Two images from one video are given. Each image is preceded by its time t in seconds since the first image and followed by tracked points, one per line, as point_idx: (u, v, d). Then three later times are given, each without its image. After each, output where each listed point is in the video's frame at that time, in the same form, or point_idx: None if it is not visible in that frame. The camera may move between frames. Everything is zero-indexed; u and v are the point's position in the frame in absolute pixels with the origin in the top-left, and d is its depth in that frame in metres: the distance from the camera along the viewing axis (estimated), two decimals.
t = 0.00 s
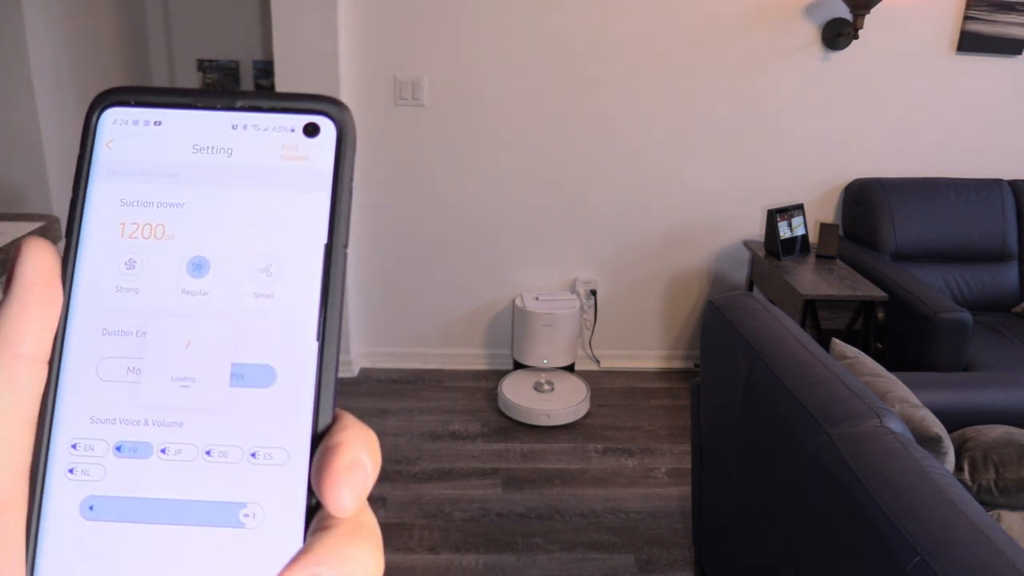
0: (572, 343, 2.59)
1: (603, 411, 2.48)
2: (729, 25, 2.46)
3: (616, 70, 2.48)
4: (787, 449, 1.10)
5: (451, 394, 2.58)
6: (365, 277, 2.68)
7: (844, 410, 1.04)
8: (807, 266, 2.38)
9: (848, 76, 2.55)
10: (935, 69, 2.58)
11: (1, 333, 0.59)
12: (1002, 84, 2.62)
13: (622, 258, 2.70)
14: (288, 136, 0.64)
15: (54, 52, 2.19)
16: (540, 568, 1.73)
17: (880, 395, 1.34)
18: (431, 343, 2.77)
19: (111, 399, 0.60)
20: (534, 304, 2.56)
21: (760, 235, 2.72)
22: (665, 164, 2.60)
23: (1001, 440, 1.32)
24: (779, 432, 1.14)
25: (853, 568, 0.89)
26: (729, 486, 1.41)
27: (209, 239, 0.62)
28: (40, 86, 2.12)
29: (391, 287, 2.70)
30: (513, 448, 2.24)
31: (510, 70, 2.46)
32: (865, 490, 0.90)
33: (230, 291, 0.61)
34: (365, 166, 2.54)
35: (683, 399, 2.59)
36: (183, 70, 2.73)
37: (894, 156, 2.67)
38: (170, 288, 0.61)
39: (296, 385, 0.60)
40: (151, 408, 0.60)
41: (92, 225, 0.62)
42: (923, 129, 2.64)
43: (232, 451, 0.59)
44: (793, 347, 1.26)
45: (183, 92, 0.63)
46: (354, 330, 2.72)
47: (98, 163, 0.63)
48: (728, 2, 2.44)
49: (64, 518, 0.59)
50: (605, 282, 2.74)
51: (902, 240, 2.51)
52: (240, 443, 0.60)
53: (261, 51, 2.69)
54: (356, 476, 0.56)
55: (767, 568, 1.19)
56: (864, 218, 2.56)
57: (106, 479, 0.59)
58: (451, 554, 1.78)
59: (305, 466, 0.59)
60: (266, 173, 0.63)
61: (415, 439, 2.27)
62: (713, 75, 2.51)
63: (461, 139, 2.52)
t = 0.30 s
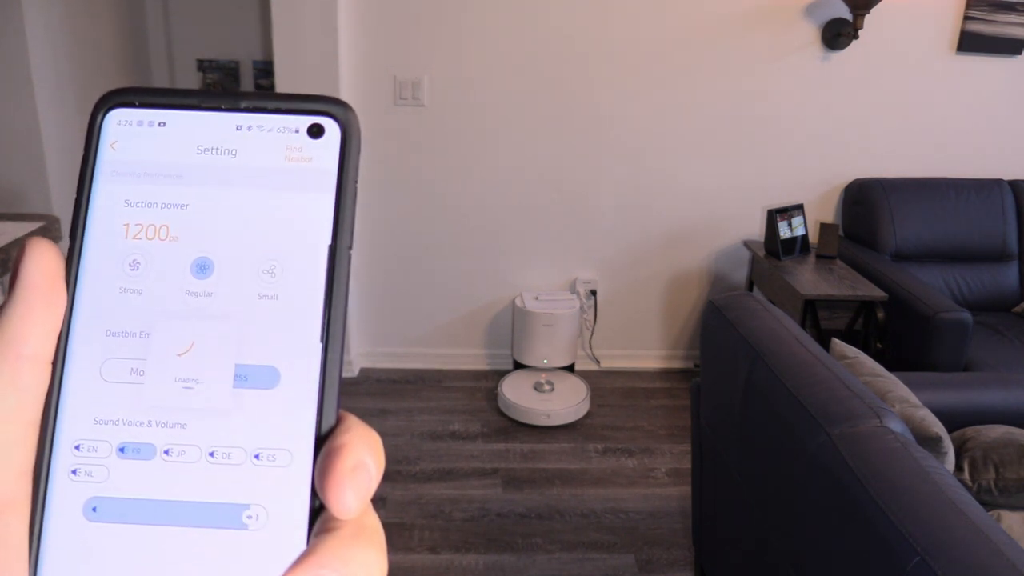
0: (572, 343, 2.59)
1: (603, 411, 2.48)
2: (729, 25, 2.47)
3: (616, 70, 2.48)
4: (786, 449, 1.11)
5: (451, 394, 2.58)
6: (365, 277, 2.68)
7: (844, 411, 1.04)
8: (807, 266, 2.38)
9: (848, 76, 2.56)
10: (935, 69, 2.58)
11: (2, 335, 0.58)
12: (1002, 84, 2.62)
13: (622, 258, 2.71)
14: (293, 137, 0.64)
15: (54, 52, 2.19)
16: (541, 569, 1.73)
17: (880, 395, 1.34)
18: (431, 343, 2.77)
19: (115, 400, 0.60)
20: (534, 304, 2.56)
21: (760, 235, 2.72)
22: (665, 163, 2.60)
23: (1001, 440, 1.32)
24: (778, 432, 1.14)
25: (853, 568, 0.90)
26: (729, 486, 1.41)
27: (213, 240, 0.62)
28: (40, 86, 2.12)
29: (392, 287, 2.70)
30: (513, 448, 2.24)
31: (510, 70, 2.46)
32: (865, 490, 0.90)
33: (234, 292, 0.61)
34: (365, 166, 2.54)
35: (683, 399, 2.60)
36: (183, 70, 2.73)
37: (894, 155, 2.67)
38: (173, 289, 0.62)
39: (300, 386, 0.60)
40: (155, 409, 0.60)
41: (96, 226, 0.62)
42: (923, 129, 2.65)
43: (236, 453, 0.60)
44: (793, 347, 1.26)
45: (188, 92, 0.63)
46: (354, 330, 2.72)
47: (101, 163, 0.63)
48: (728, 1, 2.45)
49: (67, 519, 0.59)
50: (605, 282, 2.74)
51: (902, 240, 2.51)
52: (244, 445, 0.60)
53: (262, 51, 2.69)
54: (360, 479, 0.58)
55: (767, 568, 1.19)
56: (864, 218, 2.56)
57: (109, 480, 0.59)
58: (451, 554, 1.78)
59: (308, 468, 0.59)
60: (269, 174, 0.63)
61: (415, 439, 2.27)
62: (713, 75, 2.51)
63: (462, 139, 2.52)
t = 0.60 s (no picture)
0: (572, 343, 2.59)
1: (603, 411, 2.48)
2: (729, 25, 2.46)
3: (616, 70, 2.48)
4: (786, 448, 1.11)
5: (451, 394, 2.58)
6: (365, 277, 2.68)
7: (844, 410, 1.04)
8: (807, 266, 2.38)
9: (847, 76, 2.55)
10: (935, 69, 2.58)
11: None
12: (1002, 84, 2.62)
13: (622, 257, 2.70)
14: (264, 118, 0.64)
15: (53, 51, 2.19)
16: (540, 569, 1.73)
17: (880, 395, 1.34)
18: (431, 343, 2.77)
19: (83, 380, 0.60)
20: (534, 304, 2.56)
21: (760, 235, 2.72)
22: (665, 163, 2.60)
23: (1001, 440, 1.32)
24: (779, 431, 1.14)
25: (854, 568, 0.89)
26: (729, 486, 1.41)
27: (184, 220, 0.62)
28: (39, 86, 2.13)
29: (392, 287, 2.70)
30: (513, 448, 2.24)
31: (510, 70, 2.46)
32: (865, 490, 0.90)
33: (204, 273, 0.61)
34: (364, 166, 2.54)
35: (683, 399, 2.59)
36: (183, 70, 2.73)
37: (894, 155, 2.67)
38: (142, 268, 0.61)
39: (270, 366, 0.61)
40: (122, 390, 0.60)
41: (66, 206, 0.62)
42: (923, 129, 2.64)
43: (204, 434, 0.60)
44: (793, 347, 1.26)
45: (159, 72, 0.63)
46: (354, 330, 2.72)
47: (72, 142, 0.63)
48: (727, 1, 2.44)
49: (34, 500, 0.59)
50: (605, 282, 2.74)
51: (902, 240, 2.51)
52: (212, 425, 0.60)
53: (261, 51, 2.68)
54: (333, 458, 0.57)
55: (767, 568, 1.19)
56: (864, 218, 2.56)
57: (75, 462, 0.59)
58: (451, 554, 1.78)
59: (277, 450, 0.60)
60: (241, 155, 0.64)
61: (415, 439, 2.27)
62: (712, 75, 2.51)
63: (461, 138, 2.52)
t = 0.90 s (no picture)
0: (572, 343, 2.59)
1: (602, 411, 2.48)
2: (729, 25, 2.47)
3: (616, 70, 2.48)
4: (786, 447, 1.11)
5: (451, 394, 2.58)
6: (365, 277, 2.68)
7: (844, 411, 1.04)
8: (807, 266, 2.38)
9: (847, 76, 2.55)
10: (935, 69, 2.58)
11: None
12: (1002, 84, 2.62)
13: (622, 257, 2.71)
14: (264, 101, 0.64)
15: (53, 50, 2.19)
16: (540, 569, 1.73)
17: (880, 395, 1.34)
18: (431, 343, 2.77)
19: (85, 360, 0.60)
20: (534, 304, 2.56)
21: (760, 235, 2.72)
22: (665, 163, 2.60)
23: (1001, 440, 1.32)
24: (779, 432, 1.14)
25: (854, 567, 0.89)
26: (729, 485, 1.41)
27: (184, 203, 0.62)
28: (40, 86, 2.13)
29: (392, 287, 2.70)
30: (513, 448, 2.24)
31: (510, 70, 2.46)
32: (865, 490, 0.90)
33: (204, 255, 0.62)
34: (364, 165, 2.54)
35: (683, 399, 2.60)
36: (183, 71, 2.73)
37: (894, 155, 2.67)
38: (143, 250, 0.62)
39: (270, 347, 0.61)
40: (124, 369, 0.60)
41: (68, 188, 0.62)
42: (923, 130, 2.64)
43: (205, 412, 0.60)
44: (793, 347, 1.26)
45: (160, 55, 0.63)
46: (354, 330, 2.72)
47: (73, 126, 0.63)
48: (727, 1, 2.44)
49: (37, 478, 0.59)
50: (605, 282, 2.74)
51: (902, 240, 2.51)
52: (213, 404, 0.60)
53: (262, 52, 2.69)
54: (334, 435, 0.56)
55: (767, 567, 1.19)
56: (864, 218, 2.56)
57: (78, 440, 0.60)
58: (451, 554, 1.78)
59: (277, 429, 0.60)
60: (240, 137, 0.64)
61: (415, 439, 2.27)
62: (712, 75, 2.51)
63: (461, 139, 2.52)
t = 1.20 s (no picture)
0: (572, 343, 2.59)
1: (602, 411, 2.48)
2: (729, 25, 2.47)
3: (616, 70, 2.48)
4: (787, 448, 1.11)
5: (451, 394, 2.58)
6: (365, 277, 2.68)
7: (844, 411, 1.04)
8: (807, 266, 2.38)
9: (847, 76, 2.55)
10: (935, 69, 2.58)
11: None
12: (1002, 84, 2.62)
13: (622, 257, 2.71)
14: (265, 97, 0.65)
15: (53, 51, 2.19)
16: (540, 569, 1.73)
17: (880, 395, 1.34)
18: (431, 343, 2.77)
19: (89, 354, 0.60)
20: (534, 304, 2.56)
21: (760, 235, 2.72)
22: (665, 163, 2.60)
23: (1001, 440, 1.32)
24: (779, 432, 1.14)
25: (854, 567, 0.89)
26: (729, 485, 1.41)
27: (188, 197, 0.62)
28: (40, 86, 2.13)
29: (392, 287, 2.70)
30: (513, 448, 2.24)
31: (510, 70, 2.46)
32: (865, 490, 0.90)
33: (207, 249, 0.62)
34: (365, 165, 2.54)
35: (683, 399, 2.59)
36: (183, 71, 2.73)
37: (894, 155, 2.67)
38: (147, 245, 0.62)
39: (272, 341, 0.61)
40: (129, 362, 0.60)
41: (70, 182, 0.62)
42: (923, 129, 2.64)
43: (209, 405, 0.60)
44: (793, 347, 1.26)
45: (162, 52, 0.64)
46: (354, 330, 2.72)
47: (75, 120, 0.63)
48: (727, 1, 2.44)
49: (42, 472, 0.58)
50: (605, 282, 2.74)
51: (902, 240, 2.51)
52: (217, 397, 0.60)
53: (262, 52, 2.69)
54: (337, 428, 0.57)
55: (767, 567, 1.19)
56: (864, 218, 2.56)
57: (82, 434, 0.59)
58: (451, 554, 1.78)
59: (281, 423, 0.60)
60: (242, 132, 0.64)
61: (415, 439, 2.27)
62: (712, 75, 2.51)
63: (462, 139, 2.52)
